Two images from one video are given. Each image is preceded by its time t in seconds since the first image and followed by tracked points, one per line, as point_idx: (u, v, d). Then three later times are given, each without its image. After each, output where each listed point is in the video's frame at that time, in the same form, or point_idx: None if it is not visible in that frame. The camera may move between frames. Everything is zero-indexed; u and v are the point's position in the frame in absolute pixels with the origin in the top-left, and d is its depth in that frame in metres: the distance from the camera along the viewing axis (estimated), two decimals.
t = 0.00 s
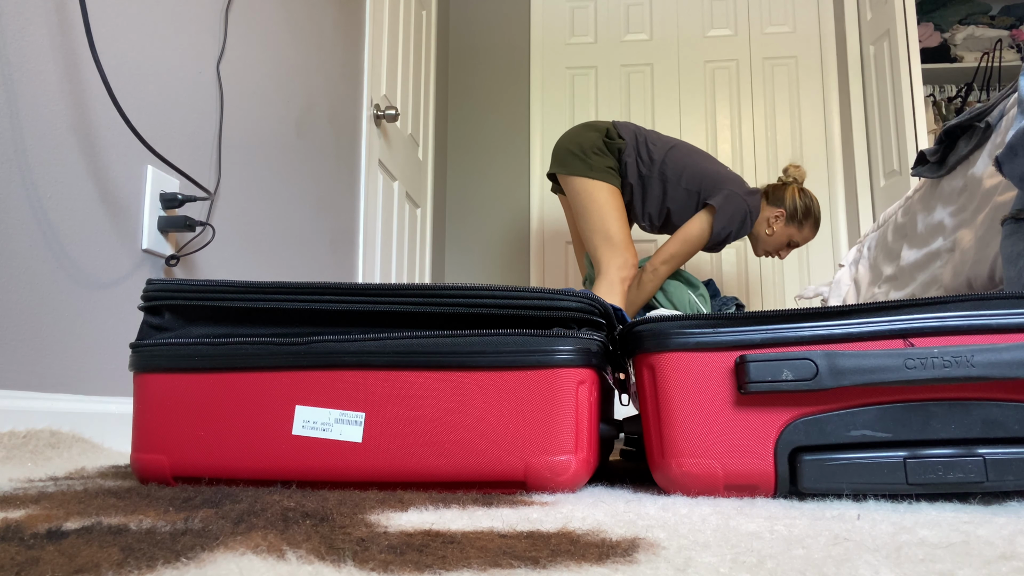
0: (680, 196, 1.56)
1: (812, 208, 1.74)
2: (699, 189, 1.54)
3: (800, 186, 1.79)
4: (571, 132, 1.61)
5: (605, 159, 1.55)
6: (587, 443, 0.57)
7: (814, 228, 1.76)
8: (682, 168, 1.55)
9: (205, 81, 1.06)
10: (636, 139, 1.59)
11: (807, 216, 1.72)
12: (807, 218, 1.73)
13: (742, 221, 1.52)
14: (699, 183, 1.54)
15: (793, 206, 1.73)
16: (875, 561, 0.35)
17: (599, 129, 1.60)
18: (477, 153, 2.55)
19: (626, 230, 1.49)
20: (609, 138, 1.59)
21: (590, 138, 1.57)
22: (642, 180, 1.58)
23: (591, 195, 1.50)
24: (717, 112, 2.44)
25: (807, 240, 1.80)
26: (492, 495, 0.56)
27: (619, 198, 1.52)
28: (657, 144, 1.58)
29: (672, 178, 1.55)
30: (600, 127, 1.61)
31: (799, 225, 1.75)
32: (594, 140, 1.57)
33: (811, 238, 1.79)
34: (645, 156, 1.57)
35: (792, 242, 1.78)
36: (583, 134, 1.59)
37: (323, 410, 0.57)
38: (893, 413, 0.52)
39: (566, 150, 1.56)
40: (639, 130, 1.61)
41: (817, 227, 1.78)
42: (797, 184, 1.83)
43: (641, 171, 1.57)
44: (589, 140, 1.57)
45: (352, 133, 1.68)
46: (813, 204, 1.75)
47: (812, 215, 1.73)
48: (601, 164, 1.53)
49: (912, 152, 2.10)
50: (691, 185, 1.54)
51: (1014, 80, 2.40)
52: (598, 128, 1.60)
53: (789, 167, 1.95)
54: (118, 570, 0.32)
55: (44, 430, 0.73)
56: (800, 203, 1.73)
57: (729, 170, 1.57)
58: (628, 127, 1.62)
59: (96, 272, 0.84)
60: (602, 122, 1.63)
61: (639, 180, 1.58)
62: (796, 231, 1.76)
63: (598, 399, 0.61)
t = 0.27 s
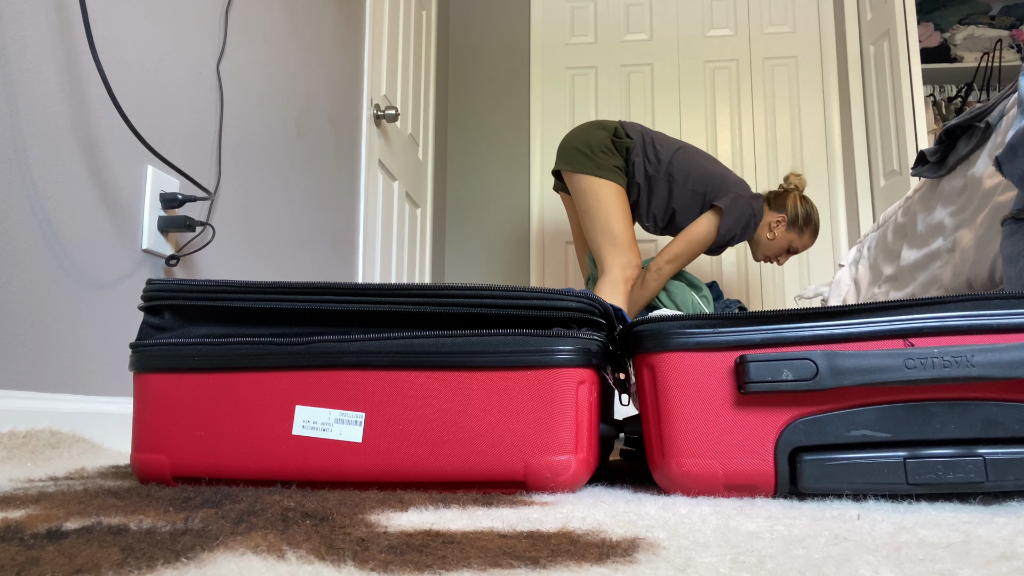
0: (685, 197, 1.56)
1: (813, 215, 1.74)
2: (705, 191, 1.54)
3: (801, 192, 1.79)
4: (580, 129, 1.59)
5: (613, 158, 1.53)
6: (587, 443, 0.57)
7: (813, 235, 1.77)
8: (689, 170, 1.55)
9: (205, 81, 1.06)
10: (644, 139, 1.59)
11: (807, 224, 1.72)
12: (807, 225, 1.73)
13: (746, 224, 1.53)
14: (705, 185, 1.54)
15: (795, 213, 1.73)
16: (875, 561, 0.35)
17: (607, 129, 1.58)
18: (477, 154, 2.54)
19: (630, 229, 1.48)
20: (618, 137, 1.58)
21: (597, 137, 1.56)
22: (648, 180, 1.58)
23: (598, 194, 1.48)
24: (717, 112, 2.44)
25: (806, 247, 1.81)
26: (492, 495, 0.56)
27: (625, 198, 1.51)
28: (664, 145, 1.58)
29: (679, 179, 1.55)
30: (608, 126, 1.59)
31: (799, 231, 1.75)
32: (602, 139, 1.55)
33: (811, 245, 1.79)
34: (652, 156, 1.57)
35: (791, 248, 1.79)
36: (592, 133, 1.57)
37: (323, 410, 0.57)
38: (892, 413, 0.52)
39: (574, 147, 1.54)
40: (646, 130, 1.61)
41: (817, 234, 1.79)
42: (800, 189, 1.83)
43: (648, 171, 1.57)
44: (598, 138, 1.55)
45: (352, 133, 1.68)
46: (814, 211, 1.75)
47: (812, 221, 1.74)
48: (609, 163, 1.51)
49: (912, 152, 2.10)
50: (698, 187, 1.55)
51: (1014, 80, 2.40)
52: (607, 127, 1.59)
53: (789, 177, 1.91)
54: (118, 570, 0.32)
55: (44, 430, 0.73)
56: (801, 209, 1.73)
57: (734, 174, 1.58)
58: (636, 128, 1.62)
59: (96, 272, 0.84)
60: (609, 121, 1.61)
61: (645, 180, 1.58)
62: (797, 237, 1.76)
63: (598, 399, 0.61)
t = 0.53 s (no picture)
0: (688, 198, 1.56)
1: (816, 217, 1.74)
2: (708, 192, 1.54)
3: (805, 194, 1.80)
4: (585, 128, 1.59)
5: (617, 158, 1.52)
6: (587, 443, 0.57)
7: (815, 237, 1.77)
8: (692, 170, 1.55)
9: (205, 81, 1.06)
10: (647, 139, 1.59)
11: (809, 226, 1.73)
12: (809, 227, 1.74)
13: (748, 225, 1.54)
14: (708, 186, 1.54)
15: (797, 214, 1.74)
16: (875, 561, 0.35)
17: (611, 128, 1.57)
18: (477, 154, 2.54)
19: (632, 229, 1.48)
20: (623, 137, 1.58)
21: (602, 136, 1.55)
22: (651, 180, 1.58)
23: (600, 194, 1.48)
24: (717, 112, 2.44)
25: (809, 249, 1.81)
26: (492, 495, 0.56)
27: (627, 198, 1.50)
28: (668, 145, 1.58)
29: (682, 180, 1.55)
30: (612, 126, 1.58)
31: (802, 232, 1.76)
32: (607, 138, 1.54)
33: (813, 247, 1.80)
34: (655, 156, 1.57)
35: (794, 249, 1.80)
36: (596, 132, 1.56)
37: (323, 410, 0.57)
38: (892, 413, 0.52)
39: (578, 145, 1.54)
40: (650, 130, 1.61)
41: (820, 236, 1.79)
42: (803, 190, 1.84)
43: (651, 171, 1.57)
44: (602, 137, 1.54)
45: (352, 133, 1.68)
46: (817, 213, 1.75)
47: (815, 223, 1.74)
48: (613, 164, 1.51)
49: (912, 152, 2.10)
50: (701, 187, 1.55)
51: (1014, 80, 2.40)
52: (611, 126, 1.58)
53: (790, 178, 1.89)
54: (118, 570, 0.32)
55: (44, 430, 0.73)
56: (803, 211, 1.74)
57: (738, 175, 1.58)
58: (640, 128, 1.62)
59: (96, 272, 0.84)
60: (613, 120, 1.61)
61: (649, 180, 1.58)
62: (799, 238, 1.77)
63: (598, 399, 0.61)
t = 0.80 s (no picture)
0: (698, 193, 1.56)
1: (819, 212, 1.77)
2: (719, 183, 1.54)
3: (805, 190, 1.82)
4: (588, 127, 1.59)
5: (620, 157, 1.53)
6: (587, 443, 0.57)
7: (818, 231, 1.80)
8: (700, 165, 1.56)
9: (205, 81, 1.06)
10: (652, 139, 1.60)
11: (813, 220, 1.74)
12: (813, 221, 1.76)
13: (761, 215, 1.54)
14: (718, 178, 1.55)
15: (802, 209, 1.75)
16: (874, 561, 0.35)
17: (616, 127, 1.58)
18: (477, 154, 2.55)
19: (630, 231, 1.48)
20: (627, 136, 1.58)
21: (607, 135, 1.55)
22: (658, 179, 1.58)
23: (601, 195, 1.48)
24: (717, 112, 2.44)
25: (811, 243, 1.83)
26: (492, 495, 0.56)
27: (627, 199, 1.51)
28: (673, 143, 1.59)
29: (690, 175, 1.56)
30: (617, 126, 1.59)
31: (806, 227, 1.77)
32: (611, 137, 1.54)
33: (815, 241, 1.82)
34: (662, 154, 1.58)
35: (798, 244, 1.80)
36: (601, 131, 1.56)
37: (323, 410, 0.57)
38: (892, 413, 0.52)
39: (582, 144, 1.54)
40: (654, 131, 1.63)
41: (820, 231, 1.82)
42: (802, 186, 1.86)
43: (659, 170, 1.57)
44: (607, 136, 1.54)
45: (352, 133, 1.68)
46: (819, 208, 1.78)
47: (819, 218, 1.76)
48: (616, 163, 1.51)
49: (912, 152, 2.10)
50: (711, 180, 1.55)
51: (1014, 80, 2.40)
52: (615, 126, 1.58)
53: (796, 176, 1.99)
54: (118, 570, 0.32)
55: (44, 430, 0.73)
56: (808, 205, 1.76)
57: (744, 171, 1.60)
58: (644, 128, 1.63)
59: (96, 272, 0.84)
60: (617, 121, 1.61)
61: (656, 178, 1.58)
62: (803, 232, 1.78)
63: (598, 399, 0.61)
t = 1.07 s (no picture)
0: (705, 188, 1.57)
1: (820, 197, 1.78)
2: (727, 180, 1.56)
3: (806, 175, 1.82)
4: (587, 127, 1.59)
5: (621, 155, 1.52)
6: (587, 443, 0.57)
7: (821, 216, 1.80)
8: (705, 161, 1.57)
9: (206, 81, 1.06)
10: (653, 134, 1.59)
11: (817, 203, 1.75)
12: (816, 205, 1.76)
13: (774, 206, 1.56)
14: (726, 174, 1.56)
15: (805, 194, 1.76)
16: (875, 561, 0.35)
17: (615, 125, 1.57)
18: (477, 153, 2.54)
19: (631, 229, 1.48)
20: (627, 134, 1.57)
21: (608, 133, 1.54)
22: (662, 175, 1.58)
23: (603, 193, 1.48)
24: (717, 112, 2.44)
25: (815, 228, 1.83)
26: (492, 495, 0.56)
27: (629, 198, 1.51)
28: (673, 139, 1.59)
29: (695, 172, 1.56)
30: (617, 123, 1.58)
31: (809, 212, 1.78)
32: (611, 136, 1.54)
33: (818, 226, 1.82)
34: (664, 150, 1.57)
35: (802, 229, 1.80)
36: (601, 129, 1.56)
37: (323, 410, 0.57)
38: (892, 413, 0.52)
39: (583, 144, 1.54)
40: (653, 126, 1.62)
41: (822, 216, 1.82)
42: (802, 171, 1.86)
43: (662, 166, 1.57)
44: (608, 135, 1.54)
45: (352, 133, 1.68)
46: (820, 193, 1.79)
47: (821, 202, 1.77)
48: (618, 162, 1.51)
49: (912, 152, 2.10)
50: (719, 177, 1.56)
51: (1014, 80, 2.40)
52: (615, 125, 1.58)
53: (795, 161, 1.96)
54: (118, 570, 0.32)
55: (44, 430, 0.73)
56: (810, 191, 1.76)
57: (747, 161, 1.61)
58: (643, 123, 1.62)
59: (96, 272, 0.84)
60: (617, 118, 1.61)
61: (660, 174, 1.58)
62: (807, 217, 1.78)
63: (598, 399, 0.61)
